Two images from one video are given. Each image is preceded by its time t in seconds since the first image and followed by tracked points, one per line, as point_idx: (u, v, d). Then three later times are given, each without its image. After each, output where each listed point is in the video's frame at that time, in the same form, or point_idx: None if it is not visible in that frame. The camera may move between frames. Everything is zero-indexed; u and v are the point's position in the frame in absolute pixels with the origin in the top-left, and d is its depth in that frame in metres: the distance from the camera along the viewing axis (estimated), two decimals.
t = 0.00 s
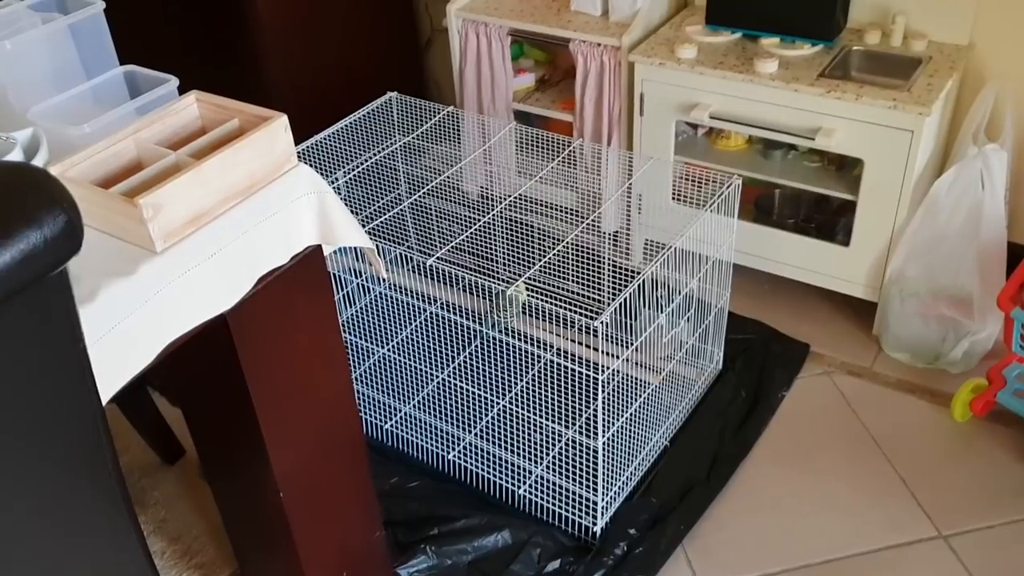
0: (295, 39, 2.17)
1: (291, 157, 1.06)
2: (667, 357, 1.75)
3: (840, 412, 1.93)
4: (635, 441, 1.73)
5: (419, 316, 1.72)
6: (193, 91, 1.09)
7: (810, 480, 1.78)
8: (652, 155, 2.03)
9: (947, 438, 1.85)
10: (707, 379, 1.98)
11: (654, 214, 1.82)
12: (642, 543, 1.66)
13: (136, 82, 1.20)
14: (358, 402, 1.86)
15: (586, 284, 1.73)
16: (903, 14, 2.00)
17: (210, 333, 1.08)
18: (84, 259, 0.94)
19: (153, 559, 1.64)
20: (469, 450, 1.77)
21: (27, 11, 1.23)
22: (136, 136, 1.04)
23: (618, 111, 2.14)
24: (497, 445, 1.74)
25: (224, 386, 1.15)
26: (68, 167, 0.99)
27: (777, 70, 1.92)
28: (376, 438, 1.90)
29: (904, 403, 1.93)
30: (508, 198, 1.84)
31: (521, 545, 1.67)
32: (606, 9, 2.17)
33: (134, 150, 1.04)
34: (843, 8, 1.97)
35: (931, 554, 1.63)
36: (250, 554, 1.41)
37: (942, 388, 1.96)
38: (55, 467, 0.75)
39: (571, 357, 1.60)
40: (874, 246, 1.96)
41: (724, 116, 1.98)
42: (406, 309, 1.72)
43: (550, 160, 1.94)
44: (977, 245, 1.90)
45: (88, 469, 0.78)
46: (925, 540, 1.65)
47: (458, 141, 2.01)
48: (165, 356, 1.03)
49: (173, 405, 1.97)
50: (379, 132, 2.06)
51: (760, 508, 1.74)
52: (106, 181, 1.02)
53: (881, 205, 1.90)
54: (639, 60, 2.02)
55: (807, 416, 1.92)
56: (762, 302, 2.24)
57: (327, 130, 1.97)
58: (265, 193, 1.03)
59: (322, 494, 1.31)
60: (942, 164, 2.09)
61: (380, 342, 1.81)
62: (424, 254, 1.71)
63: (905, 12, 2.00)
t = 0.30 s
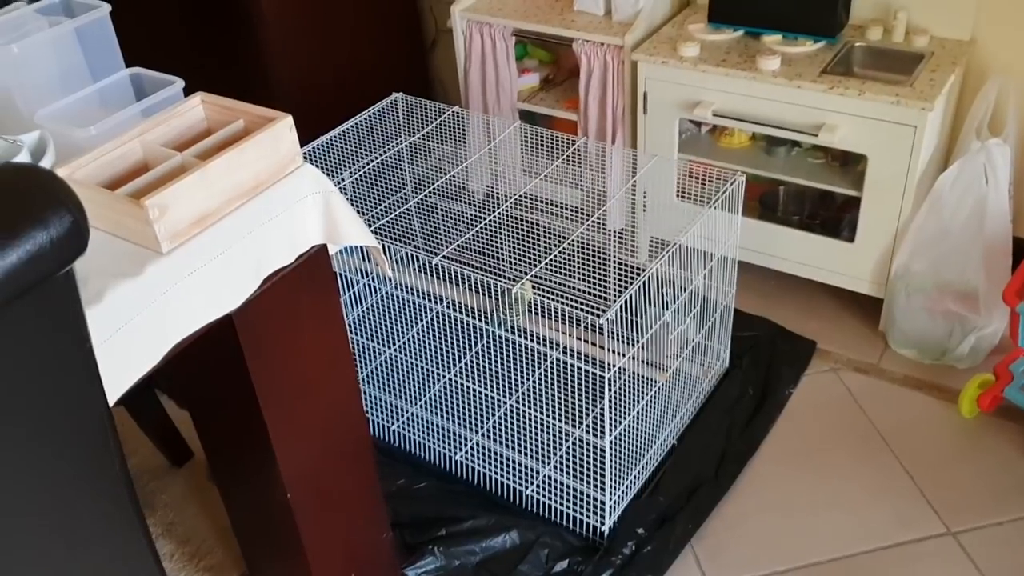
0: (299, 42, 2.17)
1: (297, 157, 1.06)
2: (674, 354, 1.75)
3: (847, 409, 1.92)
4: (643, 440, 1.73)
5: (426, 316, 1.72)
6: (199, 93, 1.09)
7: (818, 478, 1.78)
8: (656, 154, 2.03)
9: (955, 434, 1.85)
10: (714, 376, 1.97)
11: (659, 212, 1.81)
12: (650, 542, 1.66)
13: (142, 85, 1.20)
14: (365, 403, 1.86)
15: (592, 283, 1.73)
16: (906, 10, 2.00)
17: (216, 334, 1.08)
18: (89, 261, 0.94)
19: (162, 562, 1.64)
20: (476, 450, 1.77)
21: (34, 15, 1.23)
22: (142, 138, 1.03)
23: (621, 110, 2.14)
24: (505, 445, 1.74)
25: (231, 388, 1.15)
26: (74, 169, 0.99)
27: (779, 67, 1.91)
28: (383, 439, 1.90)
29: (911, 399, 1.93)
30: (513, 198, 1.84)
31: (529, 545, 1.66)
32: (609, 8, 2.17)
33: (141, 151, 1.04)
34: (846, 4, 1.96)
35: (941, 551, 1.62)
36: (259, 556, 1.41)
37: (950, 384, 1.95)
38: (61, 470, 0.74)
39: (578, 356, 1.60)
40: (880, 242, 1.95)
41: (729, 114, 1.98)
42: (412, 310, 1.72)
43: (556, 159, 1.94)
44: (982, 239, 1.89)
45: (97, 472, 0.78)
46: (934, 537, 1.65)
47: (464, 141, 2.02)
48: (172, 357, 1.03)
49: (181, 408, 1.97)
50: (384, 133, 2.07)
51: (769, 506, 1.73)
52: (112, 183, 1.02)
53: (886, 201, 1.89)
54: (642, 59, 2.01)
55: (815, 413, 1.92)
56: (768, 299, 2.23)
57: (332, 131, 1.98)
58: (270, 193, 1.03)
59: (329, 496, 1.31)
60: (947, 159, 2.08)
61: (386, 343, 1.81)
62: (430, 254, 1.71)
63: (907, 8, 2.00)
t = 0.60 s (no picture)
0: (305, 55, 2.20)
1: (300, 168, 1.08)
2: (678, 362, 1.76)
3: (852, 415, 1.93)
4: (648, 447, 1.74)
5: (430, 325, 1.74)
6: (204, 106, 1.11)
7: (823, 484, 1.78)
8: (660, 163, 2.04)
9: (960, 440, 1.85)
10: (719, 384, 1.98)
11: (661, 221, 1.83)
12: (656, 548, 1.67)
13: (146, 96, 1.22)
14: (371, 412, 1.88)
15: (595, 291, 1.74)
16: (908, 19, 2.01)
17: (221, 343, 1.10)
18: (96, 271, 0.96)
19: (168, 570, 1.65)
20: (481, 458, 1.78)
21: (40, 29, 1.25)
22: (147, 150, 1.05)
23: (624, 120, 2.16)
24: (510, 453, 1.75)
25: (236, 396, 1.16)
26: (80, 181, 1.01)
27: (782, 77, 1.92)
28: (389, 447, 1.92)
29: (916, 406, 1.93)
30: (516, 207, 1.86)
31: (535, 552, 1.67)
32: (612, 19, 2.19)
33: (146, 163, 1.06)
34: (847, 14, 1.98)
35: (946, 557, 1.62)
36: (265, 563, 1.42)
37: (954, 390, 1.96)
38: (70, 475, 0.76)
39: (582, 363, 1.61)
40: (883, 250, 1.96)
41: (731, 123, 1.99)
42: (417, 319, 1.73)
43: (559, 168, 1.96)
44: (986, 246, 1.90)
45: (104, 475, 0.79)
46: (939, 542, 1.65)
47: (467, 151, 2.03)
48: (177, 365, 1.05)
49: (187, 418, 1.99)
50: (389, 144, 2.09)
51: (774, 513, 1.74)
52: (118, 194, 1.04)
53: (888, 209, 1.90)
54: (645, 69, 2.03)
55: (819, 420, 1.92)
56: (772, 307, 2.24)
57: (337, 143, 2.00)
58: (274, 203, 1.05)
59: (334, 503, 1.32)
60: (949, 167, 2.09)
61: (391, 352, 1.82)
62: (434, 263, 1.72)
63: (909, 17, 2.01)
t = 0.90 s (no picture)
0: (311, 71, 2.21)
1: (308, 184, 1.08)
2: (685, 374, 1.76)
3: (860, 427, 1.92)
4: (656, 461, 1.73)
5: (438, 339, 1.74)
6: (211, 122, 1.12)
7: (832, 497, 1.77)
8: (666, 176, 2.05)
9: (969, 452, 1.84)
10: (726, 397, 1.97)
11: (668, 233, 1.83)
12: (665, 562, 1.66)
13: (154, 113, 1.23)
14: (378, 426, 1.88)
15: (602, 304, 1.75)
16: (911, 30, 2.01)
17: (230, 358, 1.10)
18: (105, 287, 0.96)
19: None
20: (489, 472, 1.78)
21: (49, 48, 1.26)
22: (155, 167, 1.06)
23: (630, 133, 2.16)
24: (518, 466, 1.75)
25: (245, 411, 1.17)
26: (90, 198, 1.01)
27: (786, 89, 1.93)
28: (396, 462, 1.92)
29: (925, 418, 1.92)
30: (522, 221, 1.87)
31: (543, 566, 1.66)
32: (617, 34, 2.20)
33: (154, 180, 1.06)
34: (851, 26, 1.98)
35: (957, 570, 1.61)
36: None
37: (964, 401, 1.95)
38: (79, 491, 0.76)
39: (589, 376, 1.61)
40: (890, 261, 1.96)
41: (737, 135, 2.00)
42: (425, 333, 1.74)
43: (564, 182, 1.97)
44: (992, 257, 1.90)
45: (111, 491, 0.79)
46: (950, 555, 1.64)
47: (473, 166, 2.04)
48: (186, 381, 1.05)
49: (196, 434, 1.99)
50: (395, 159, 2.10)
51: (783, 526, 1.73)
52: (127, 211, 1.04)
53: (895, 220, 1.90)
54: (650, 83, 2.04)
55: (828, 432, 1.92)
56: (780, 319, 2.24)
57: (344, 158, 2.01)
58: (282, 218, 1.05)
59: (342, 518, 1.32)
60: (955, 177, 2.09)
61: (399, 366, 1.83)
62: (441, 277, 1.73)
63: (913, 28, 2.01)
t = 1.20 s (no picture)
0: (320, 74, 2.21)
1: (320, 186, 1.08)
2: (694, 377, 1.76)
3: (871, 429, 1.91)
4: (666, 462, 1.73)
5: (447, 341, 1.74)
6: (224, 125, 1.13)
7: (843, 499, 1.77)
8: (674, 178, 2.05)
9: (981, 454, 1.83)
10: (736, 399, 1.97)
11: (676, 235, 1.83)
12: (675, 564, 1.66)
13: (167, 117, 1.23)
14: (388, 429, 1.88)
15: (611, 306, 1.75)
16: (921, 31, 2.01)
17: (242, 359, 1.10)
18: (119, 289, 0.96)
19: None
20: (499, 474, 1.79)
21: (62, 52, 1.27)
22: (168, 170, 1.06)
23: (638, 135, 2.16)
24: (527, 468, 1.75)
25: (257, 412, 1.17)
26: (104, 201, 1.02)
27: (795, 90, 1.93)
28: (406, 464, 1.92)
29: (936, 420, 1.92)
30: (531, 224, 1.87)
31: (553, 568, 1.66)
32: (625, 36, 2.20)
33: (168, 182, 1.07)
34: (860, 27, 1.98)
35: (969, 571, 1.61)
36: None
37: (975, 404, 1.94)
38: (95, 492, 0.76)
39: (599, 379, 1.61)
40: (900, 263, 1.95)
41: (745, 137, 2.00)
42: (434, 335, 1.74)
43: (572, 185, 1.97)
44: (1003, 255, 1.90)
45: (127, 491, 0.80)
46: (962, 557, 1.63)
47: (481, 169, 2.04)
48: (199, 382, 1.06)
49: (207, 438, 2.00)
50: (403, 162, 2.11)
51: (794, 528, 1.72)
52: (140, 214, 1.05)
53: (905, 221, 1.89)
54: (658, 85, 2.04)
55: (838, 434, 1.91)
56: (789, 321, 2.23)
57: (353, 162, 2.02)
58: (295, 220, 1.06)
59: (354, 520, 1.33)
60: (965, 179, 2.08)
61: (408, 369, 1.83)
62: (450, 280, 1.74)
63: (921, 28, 2.01)
